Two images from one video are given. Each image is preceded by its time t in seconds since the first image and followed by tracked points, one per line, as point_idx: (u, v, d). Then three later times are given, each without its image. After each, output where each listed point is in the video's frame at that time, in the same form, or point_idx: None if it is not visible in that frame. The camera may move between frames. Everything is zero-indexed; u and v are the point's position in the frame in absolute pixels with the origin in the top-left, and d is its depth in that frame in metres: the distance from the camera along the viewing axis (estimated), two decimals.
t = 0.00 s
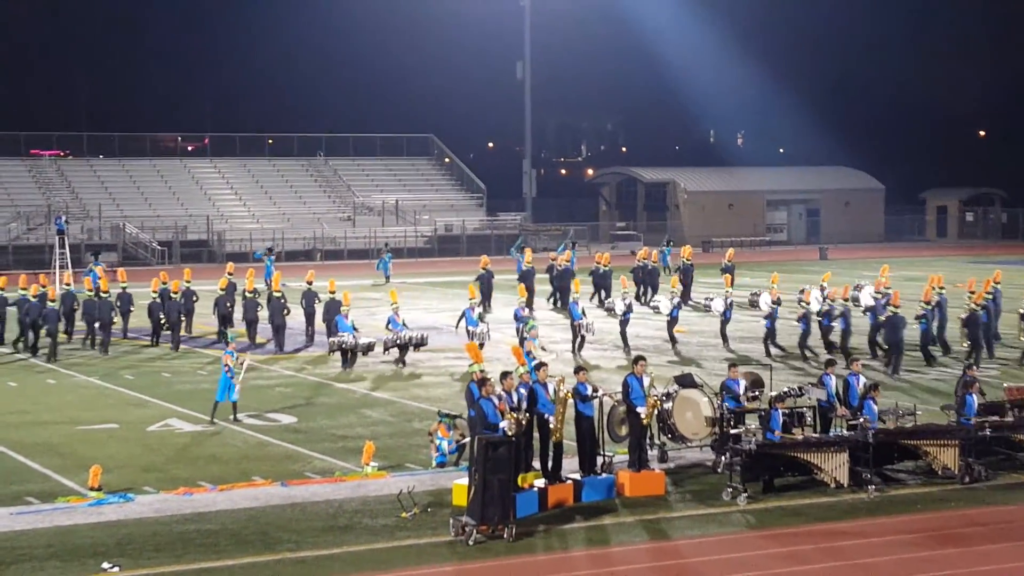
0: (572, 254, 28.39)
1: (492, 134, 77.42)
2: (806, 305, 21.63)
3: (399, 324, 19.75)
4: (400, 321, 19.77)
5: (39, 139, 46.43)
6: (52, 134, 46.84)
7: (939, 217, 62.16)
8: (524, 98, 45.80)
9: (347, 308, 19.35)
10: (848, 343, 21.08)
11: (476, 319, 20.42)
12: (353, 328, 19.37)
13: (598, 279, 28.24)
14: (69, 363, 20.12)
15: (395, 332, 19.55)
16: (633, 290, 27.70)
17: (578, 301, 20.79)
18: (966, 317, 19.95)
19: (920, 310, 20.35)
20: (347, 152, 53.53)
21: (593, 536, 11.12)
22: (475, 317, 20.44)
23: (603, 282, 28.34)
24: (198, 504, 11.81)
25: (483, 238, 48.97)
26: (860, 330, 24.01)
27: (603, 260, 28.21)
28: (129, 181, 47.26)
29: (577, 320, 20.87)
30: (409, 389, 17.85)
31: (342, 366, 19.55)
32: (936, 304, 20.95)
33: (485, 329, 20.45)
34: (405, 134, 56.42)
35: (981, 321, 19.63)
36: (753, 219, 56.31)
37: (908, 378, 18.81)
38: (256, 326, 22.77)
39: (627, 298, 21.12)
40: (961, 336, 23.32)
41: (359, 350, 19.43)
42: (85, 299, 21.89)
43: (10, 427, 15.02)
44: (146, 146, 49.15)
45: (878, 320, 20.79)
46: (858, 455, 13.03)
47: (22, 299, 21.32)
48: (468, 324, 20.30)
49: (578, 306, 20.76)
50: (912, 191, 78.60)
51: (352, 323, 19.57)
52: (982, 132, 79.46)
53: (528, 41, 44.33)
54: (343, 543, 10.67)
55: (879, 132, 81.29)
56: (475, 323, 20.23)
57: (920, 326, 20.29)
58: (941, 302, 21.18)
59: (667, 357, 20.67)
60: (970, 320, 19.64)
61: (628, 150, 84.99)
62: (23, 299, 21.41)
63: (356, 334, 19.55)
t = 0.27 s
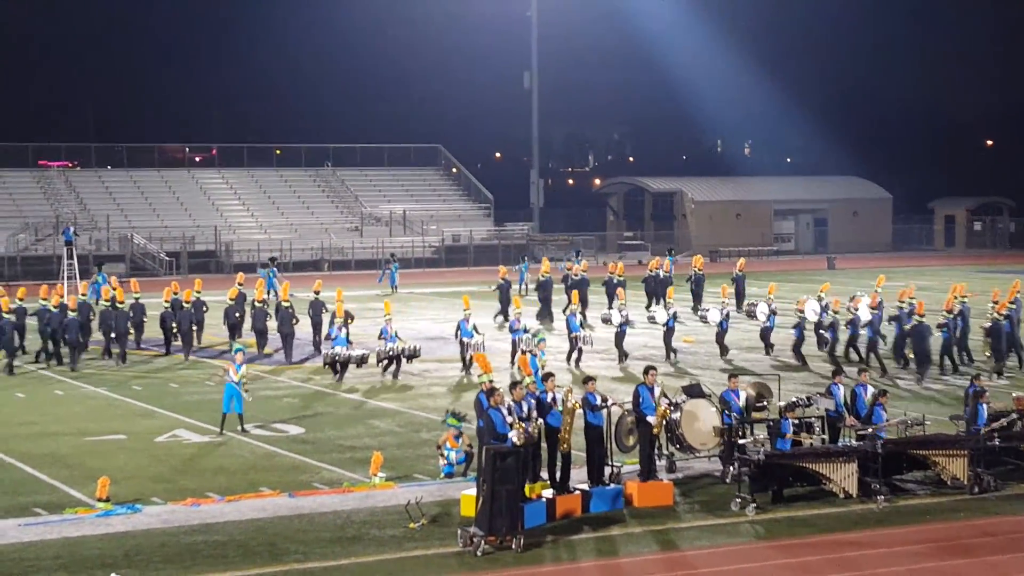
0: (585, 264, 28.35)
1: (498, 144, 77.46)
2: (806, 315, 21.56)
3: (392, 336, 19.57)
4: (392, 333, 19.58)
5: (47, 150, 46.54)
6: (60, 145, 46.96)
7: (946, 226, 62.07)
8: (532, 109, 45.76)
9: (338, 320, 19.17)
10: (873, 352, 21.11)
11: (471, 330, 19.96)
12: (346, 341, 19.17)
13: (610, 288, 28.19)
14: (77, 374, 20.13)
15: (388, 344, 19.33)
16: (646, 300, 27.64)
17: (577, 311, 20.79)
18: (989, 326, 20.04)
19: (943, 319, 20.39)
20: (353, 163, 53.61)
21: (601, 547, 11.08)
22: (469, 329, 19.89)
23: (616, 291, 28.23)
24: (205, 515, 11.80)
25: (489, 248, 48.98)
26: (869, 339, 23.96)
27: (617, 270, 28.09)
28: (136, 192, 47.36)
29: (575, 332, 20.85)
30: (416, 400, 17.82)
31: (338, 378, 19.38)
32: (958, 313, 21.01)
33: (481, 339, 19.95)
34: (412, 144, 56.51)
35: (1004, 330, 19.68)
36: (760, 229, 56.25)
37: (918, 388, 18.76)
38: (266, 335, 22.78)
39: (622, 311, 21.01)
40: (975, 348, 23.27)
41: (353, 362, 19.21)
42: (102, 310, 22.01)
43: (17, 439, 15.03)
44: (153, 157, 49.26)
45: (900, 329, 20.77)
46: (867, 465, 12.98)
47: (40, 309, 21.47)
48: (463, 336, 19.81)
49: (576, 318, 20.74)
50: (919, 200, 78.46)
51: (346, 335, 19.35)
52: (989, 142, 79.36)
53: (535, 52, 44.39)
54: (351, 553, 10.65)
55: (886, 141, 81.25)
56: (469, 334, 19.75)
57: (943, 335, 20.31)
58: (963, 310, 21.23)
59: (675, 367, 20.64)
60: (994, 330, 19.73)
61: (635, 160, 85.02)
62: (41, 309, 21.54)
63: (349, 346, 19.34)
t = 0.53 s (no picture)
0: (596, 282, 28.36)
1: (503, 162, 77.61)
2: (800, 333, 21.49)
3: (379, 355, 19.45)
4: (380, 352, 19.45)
5: (52, 167, 46.74)
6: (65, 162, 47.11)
7: (951, 246, 62.11)
8: (537, 128, 45.86)
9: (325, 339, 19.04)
10: (890, 373, 21.01)
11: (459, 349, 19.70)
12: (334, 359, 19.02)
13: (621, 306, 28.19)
14: (81, 391, 20.16)
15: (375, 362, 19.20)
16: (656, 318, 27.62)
17: (565, 332, 20.84)
18: (1006, 345, 19.82)
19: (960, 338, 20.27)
20: (358, 181, 53.72)
21: (604, 566, 11.06)
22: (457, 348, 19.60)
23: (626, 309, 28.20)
24: (208, 533, 11.79)
25: (494, 266, 49.02)
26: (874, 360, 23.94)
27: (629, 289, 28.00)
28: (141, 209, 47.48)
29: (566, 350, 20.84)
30: (420, 418, 17.82)
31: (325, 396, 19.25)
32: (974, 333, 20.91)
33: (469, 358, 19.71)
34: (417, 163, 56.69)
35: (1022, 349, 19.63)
36: (765, 248, 56.24)
37: (924, 409, 18.71)
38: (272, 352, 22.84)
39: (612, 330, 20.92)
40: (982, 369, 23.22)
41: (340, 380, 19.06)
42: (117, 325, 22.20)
43: (21, 455, 15.04)
44: (157, 175, 49.41)
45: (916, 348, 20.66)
46: (870, 485, 12.94)
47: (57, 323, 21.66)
48: (451, 354, 19.62)
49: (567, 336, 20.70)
50: (924, 220, 78.45)
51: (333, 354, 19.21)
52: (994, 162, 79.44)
53: (540, 71, 44.53)
54: (353, 572, 10.63)
55: (891, 162, 81.35)
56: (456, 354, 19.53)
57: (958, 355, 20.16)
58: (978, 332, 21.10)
59: (679, 386, 20.63)
60: (1011, 348, 19.53)
61: (640, 179, 85.21)
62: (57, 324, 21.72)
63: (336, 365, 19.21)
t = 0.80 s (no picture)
0: (606, 296, 28.42)
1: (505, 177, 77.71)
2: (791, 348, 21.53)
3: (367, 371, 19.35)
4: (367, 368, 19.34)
5: (55, 184, 46.87)
6: (67, 178, 47.21)
7: (953, 259, 62.09)
8: (539, 143, 45.90)
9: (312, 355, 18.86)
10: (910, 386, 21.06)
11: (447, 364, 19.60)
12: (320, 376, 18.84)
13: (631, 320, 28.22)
14: (84, 407, 20.18)
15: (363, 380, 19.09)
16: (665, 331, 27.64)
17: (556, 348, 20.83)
18: None
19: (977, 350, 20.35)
20: (360, 196, 53.80)
21: None
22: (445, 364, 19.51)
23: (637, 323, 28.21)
24: (211, 548, 11.79)
25: (496, 280, 49.03)
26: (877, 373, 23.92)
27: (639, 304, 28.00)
28: (143, 225, 47.56)
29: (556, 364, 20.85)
30: (423, 432, 17.83)
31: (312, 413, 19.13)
32: (990, 346, 21.20)
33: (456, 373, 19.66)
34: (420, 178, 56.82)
35: None
36: (767, 262, 56.27)
37: (927, 422, 18.68)
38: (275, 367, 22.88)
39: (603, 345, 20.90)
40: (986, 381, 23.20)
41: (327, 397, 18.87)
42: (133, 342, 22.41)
43: (24, 472, 15.04)
44: (159, 191, 49.51)
45: (937, 361, 20.78)
46: (874, 499, 12.94)
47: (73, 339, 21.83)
48: (438, 370, 19.51)
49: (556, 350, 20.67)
50: (927, 234, 78.46)
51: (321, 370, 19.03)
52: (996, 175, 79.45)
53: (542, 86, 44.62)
54: None
55: (892, 175, 81.42)
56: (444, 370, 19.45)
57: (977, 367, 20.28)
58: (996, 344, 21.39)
59: (683, 400, 20.63)
60: None
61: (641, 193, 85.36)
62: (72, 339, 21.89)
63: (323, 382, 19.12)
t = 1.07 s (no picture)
0: (619, 299, 28.50)
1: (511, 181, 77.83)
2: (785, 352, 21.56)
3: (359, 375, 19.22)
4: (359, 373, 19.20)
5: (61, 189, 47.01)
6: (74, 184, 47.37)
7: (960, 260, 62.01)
8: (544, 145, 45.91)
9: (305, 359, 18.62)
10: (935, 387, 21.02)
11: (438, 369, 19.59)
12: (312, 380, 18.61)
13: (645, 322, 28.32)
14: (92, 411, 20.24)
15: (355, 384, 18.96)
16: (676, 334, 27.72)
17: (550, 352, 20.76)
18: None
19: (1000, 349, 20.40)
20: (367, 200, 53.91)
21: None
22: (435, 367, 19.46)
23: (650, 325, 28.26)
24: (220, 552, 11.81)
25: (503, 283, 49.07)
26: (884, 374, 23.89)
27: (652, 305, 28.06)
28: (150, 230, 47.67)
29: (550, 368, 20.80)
30: (430, 436, 17.84)
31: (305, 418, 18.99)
32: (1014, 345, 21.34)
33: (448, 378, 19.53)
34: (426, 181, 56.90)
35: None
36: (773, 264, 56.29)
37: (935, 423, 18.66)
38: (283, 371, 22.95)
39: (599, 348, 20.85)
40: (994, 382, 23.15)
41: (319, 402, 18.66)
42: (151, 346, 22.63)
43: (31, 477, 15.07)
44: (165, 196, 49.67)
45: (964, 362, 20.83)
46: (882, 500, 12.92)
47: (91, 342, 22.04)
48: (429, 374, 19.50)
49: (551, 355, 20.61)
50: (933, 235, 78.38)
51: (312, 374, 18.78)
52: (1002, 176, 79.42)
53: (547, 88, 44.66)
54: None
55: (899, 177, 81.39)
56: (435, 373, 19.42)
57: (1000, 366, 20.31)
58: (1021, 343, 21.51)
59: (689, 402, 20.62)
60: None
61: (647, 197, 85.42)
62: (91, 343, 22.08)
63: (316, 386, 18.96)
